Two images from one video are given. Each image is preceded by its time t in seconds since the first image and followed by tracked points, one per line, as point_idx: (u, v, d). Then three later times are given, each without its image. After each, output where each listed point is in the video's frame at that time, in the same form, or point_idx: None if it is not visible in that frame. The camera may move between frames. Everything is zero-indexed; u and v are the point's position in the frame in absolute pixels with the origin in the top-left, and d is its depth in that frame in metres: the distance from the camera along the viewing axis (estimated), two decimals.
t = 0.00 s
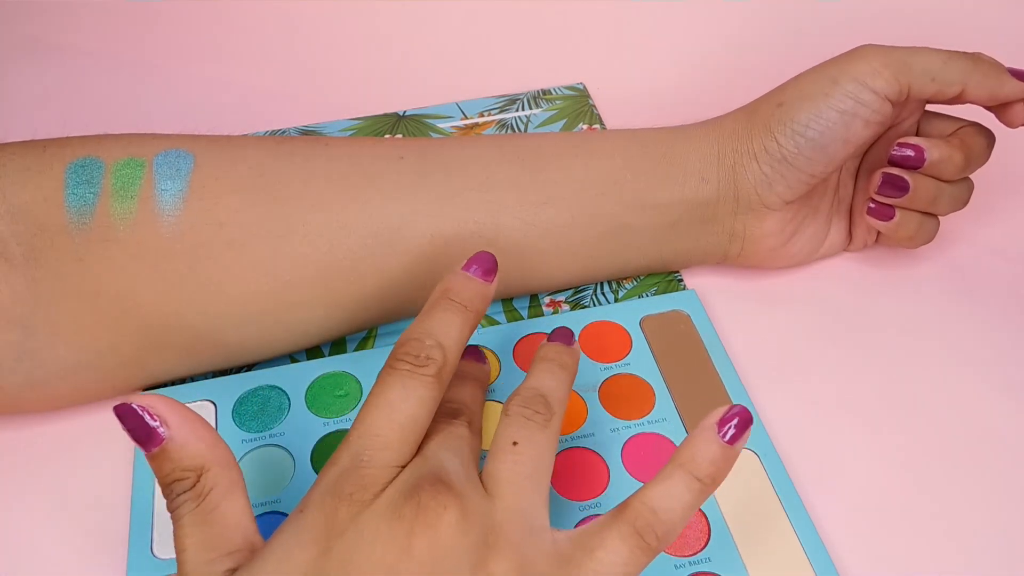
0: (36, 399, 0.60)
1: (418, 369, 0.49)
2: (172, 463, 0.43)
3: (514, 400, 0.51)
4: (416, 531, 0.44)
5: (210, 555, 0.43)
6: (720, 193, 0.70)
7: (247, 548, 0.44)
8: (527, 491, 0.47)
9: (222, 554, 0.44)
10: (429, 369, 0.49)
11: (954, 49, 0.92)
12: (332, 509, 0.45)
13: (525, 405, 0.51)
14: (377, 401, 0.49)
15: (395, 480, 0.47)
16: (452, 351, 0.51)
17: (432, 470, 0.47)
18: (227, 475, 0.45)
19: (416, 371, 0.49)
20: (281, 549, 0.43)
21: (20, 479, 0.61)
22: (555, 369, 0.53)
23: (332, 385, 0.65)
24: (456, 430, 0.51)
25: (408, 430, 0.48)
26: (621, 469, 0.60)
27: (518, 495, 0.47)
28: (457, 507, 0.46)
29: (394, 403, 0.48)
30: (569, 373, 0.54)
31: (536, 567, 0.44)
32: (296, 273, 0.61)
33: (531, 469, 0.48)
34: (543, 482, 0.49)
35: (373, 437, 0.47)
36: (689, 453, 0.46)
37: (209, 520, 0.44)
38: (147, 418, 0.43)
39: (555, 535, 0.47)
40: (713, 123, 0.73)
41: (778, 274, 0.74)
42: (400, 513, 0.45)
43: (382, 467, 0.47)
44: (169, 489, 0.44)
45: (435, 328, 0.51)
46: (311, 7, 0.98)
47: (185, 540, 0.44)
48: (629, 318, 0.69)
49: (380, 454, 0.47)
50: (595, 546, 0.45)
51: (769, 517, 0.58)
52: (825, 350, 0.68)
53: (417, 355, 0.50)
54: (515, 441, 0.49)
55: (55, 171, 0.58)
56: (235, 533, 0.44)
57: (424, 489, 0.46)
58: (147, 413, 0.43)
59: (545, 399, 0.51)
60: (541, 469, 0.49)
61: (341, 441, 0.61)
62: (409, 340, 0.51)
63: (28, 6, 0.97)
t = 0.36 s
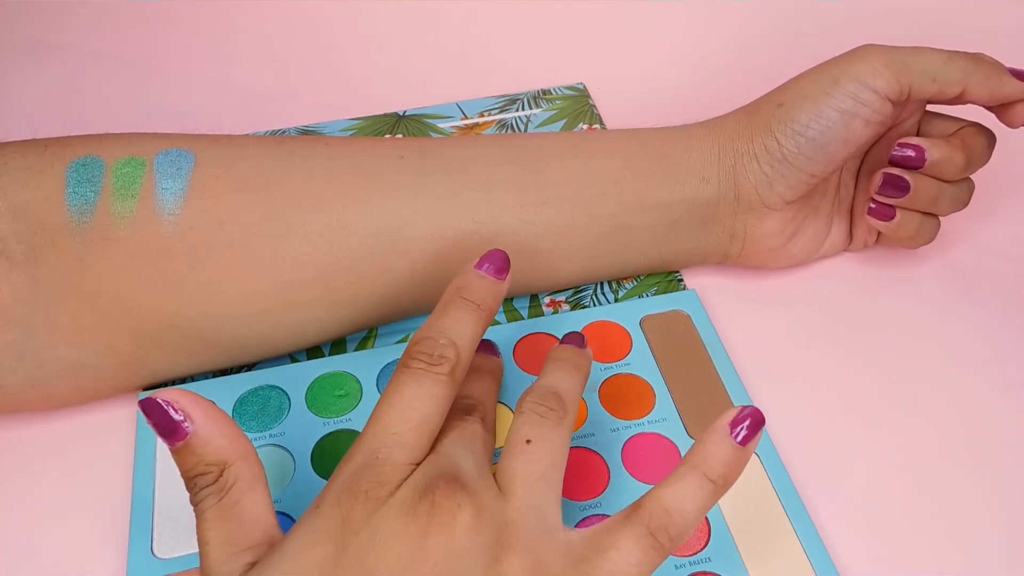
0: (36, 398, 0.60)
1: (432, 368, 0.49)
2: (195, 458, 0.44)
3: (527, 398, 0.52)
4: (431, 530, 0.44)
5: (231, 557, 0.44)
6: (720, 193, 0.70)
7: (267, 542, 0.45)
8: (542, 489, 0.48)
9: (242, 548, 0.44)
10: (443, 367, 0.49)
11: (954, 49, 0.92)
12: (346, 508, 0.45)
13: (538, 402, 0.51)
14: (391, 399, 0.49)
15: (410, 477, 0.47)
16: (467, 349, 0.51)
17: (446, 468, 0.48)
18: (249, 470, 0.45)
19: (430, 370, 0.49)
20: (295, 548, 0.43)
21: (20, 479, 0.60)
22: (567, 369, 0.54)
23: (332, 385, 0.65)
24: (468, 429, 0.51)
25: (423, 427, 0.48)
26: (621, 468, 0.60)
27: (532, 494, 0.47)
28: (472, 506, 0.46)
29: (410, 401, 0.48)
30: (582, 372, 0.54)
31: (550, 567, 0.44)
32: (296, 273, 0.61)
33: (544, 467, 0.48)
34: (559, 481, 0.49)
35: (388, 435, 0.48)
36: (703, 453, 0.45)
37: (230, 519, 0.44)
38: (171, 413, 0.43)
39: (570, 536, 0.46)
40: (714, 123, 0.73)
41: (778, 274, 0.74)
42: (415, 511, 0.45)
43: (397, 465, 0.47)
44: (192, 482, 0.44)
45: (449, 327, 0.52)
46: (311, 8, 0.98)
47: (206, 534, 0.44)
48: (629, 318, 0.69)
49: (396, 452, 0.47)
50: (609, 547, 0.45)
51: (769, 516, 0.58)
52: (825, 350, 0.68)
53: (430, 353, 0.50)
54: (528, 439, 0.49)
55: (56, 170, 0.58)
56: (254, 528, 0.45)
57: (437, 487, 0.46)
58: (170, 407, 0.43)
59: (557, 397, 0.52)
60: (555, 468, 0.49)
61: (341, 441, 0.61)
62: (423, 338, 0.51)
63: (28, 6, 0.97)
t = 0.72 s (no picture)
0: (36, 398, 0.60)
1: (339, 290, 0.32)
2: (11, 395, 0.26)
3: (424, 320, 0.38)
4: (352, 511, 0.33)
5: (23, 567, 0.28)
6: (721, 194, 0.71)
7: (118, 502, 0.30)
8: (444, 450, 0.37)
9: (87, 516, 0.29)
10: (343, 292, 0.33)
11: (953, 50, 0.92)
12: (233, 484, 0.30)
13: (443, 330, 0.38)
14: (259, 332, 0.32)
15: (314, 437, 0.32)
16: (376, 256, 0.34)
17: (355, 428, 0.34)
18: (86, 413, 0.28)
19: (334, 296, 0.32)
20: (148, 542, 0.28)
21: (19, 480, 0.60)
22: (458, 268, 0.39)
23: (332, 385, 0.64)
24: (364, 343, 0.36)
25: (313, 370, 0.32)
26: (621, 469, 0.60)
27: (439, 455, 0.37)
28: (389, 481, 0.34)
29: (295, 330, 0.32)
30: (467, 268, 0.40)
31: (458, 533, 0.38)
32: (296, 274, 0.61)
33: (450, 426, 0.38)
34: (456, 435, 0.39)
35: (268, 380, 0.31)
36: (598, 412, 0.42)
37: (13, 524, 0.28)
38: None
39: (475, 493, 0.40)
40: (715, 124, 0.73)
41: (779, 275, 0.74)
42: (317, 480, 0.32)
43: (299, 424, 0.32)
44: None
45: (330, 220, 0.34)
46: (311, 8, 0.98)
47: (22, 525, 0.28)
48: (629, 318, 0.69)
49: (292, 405, 0.31)
50: (510, 506, 0.40)
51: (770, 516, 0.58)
52: (826, 351, 0.68)
53: (337, 269, 0.33)
54: (438, 382, 0.38)
55: (56, 170, 0.58)
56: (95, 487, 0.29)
57: (358, 458, 0.33)
58: None
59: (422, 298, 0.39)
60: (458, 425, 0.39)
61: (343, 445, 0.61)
62: (320, 241, 0.33)
63: (28, 6, 0.97)
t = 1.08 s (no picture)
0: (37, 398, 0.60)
1: (144, 196, 0.43)
2: None
3: (258, 210, 0.47)
4: (175, 378, 0.43)
5: None
6: (721, 205, 0.70)
7: None
8: (283, 314, 0.47)
9: None
10: (151, 197, 0.43)
11: (952, 51, 0.92)
12: (72, 367, 0.42)
13: (269, 215, 0.47)
14: (100, 232, 0.43)
15: (141, 322, 0.44)
16: (185, 164, 0.44)
17: (181, 307, 0.45)
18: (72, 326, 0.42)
19: (142, 199, 0.43)
20: (20, 419, 0.41)
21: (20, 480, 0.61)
22: (297, 172, 0.49)
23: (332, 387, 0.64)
24: (203, 247, 0.48)
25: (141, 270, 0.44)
26: (621, 469, 0.60)
27: (273, 323, 0.46)
28: (216, 345, 0.45)
29: (118, 226, 0.43)
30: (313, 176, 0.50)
31: (305, 388, 0.47)
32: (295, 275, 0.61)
33: (283, 293, 0.47)
34: (299, 305, 0.48)
35: (99, 280, 0.43)
36: (441, 263, 0.46)
37: None
38: None
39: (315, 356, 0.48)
40: (718, 130, 0.73)
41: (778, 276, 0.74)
42: (120, 377, 0.42)
43: (121, 314, 0.43)
44: None
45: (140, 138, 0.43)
46: (310, 8, 0.98)
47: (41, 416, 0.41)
48: (630, 318, 0.69)
49: (116, 299, 0.43)
50: (360, 362, 0.47)
51: (770, 515, 0.57)
52: (826, 352, 0.67)
53: (140, 176, 0.42)
54: (265, 262, 0.47)
55: (53, 173, 0.58)
56: None
57: (175, 333, 0.44)
58: None
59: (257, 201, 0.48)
60: (294, 291, 0.47)
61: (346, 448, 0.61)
62: (127, 155, 0.43)
63: (26, 6, 0.97)
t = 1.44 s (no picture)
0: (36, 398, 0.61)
1: (146, 188, 0.44)
2: None
3: (257, 201, 0.48)
4: (176, 362, 0.44)
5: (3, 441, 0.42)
6: (722, 206, 0.70)
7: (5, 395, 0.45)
8: (284, 301, 0.47)
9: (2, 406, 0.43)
10: (152, 190, 0.44)
11: (952, 51, 0.92)
12: (77, 353, 0.43)
13: (268, 206, 0.48)
14: (104, 224, 0.45)
15: (144, 309, 0.45)
16: (186, 160, 0.45)
17: (183, 294, 0.46)
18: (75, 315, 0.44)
19: (144, 192, 0.44)
20: (31, 403, 0.43)
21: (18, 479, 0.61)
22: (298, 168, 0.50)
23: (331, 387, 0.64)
24: (206, 242, 0.49)
25: (145, 259, 0.45)
26: (621, 469, 0.60)
27: (273, 309, 0.47)
28: (215, 330, 0.45)
29: (121, 219, 0.44)
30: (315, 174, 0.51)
31: (305, 372, 0.47)
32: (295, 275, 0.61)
33: (283, 279, 0.47)
34: (298, 293, 0.48)
35: (104, 271, 0.45)
36: (438, 245, 0.46)
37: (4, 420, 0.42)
38: None
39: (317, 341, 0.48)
40: (718, 131, 0.72)
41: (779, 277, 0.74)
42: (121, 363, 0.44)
43: (125, 302, 0.45)
44: None
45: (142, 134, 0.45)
46: (310, 7, 0.98)
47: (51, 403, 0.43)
48: (630, 319, 0.69)
49: (120, 288, 0.45)
50: (359, 345, 0.47)
51: (770, 515, 0.57)
52: (826, 352, 0.68)
53: (142, 171, 0.44)
54: (264, 250, 0.47)
55: (53, 174, 0.58)
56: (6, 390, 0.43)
57: (175, 319, 0.45)
58: None
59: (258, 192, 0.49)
60: (294, 278, 0.48)
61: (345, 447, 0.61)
62: (130, 151, 0.44)
63: (26, 6, 0.97)
